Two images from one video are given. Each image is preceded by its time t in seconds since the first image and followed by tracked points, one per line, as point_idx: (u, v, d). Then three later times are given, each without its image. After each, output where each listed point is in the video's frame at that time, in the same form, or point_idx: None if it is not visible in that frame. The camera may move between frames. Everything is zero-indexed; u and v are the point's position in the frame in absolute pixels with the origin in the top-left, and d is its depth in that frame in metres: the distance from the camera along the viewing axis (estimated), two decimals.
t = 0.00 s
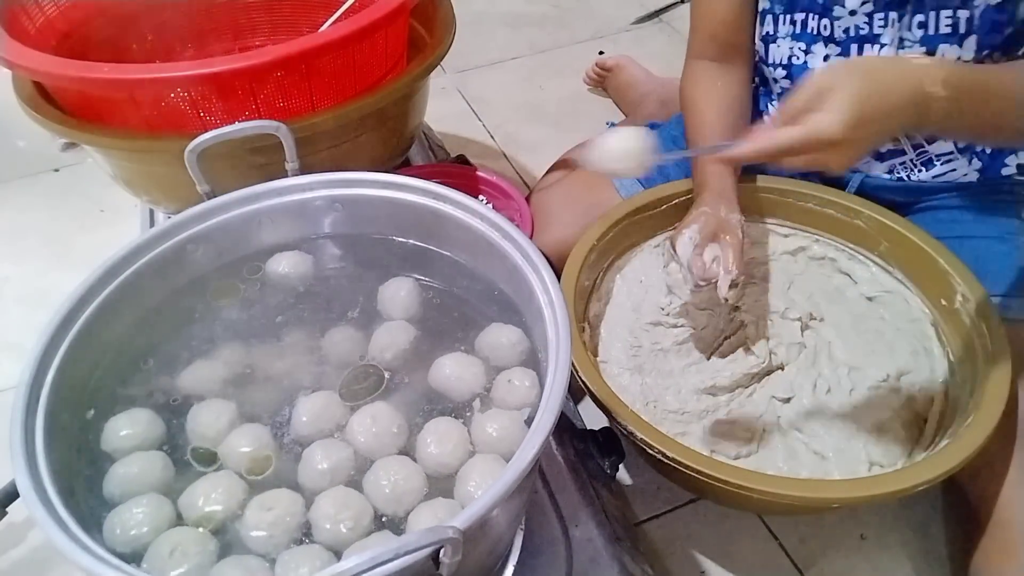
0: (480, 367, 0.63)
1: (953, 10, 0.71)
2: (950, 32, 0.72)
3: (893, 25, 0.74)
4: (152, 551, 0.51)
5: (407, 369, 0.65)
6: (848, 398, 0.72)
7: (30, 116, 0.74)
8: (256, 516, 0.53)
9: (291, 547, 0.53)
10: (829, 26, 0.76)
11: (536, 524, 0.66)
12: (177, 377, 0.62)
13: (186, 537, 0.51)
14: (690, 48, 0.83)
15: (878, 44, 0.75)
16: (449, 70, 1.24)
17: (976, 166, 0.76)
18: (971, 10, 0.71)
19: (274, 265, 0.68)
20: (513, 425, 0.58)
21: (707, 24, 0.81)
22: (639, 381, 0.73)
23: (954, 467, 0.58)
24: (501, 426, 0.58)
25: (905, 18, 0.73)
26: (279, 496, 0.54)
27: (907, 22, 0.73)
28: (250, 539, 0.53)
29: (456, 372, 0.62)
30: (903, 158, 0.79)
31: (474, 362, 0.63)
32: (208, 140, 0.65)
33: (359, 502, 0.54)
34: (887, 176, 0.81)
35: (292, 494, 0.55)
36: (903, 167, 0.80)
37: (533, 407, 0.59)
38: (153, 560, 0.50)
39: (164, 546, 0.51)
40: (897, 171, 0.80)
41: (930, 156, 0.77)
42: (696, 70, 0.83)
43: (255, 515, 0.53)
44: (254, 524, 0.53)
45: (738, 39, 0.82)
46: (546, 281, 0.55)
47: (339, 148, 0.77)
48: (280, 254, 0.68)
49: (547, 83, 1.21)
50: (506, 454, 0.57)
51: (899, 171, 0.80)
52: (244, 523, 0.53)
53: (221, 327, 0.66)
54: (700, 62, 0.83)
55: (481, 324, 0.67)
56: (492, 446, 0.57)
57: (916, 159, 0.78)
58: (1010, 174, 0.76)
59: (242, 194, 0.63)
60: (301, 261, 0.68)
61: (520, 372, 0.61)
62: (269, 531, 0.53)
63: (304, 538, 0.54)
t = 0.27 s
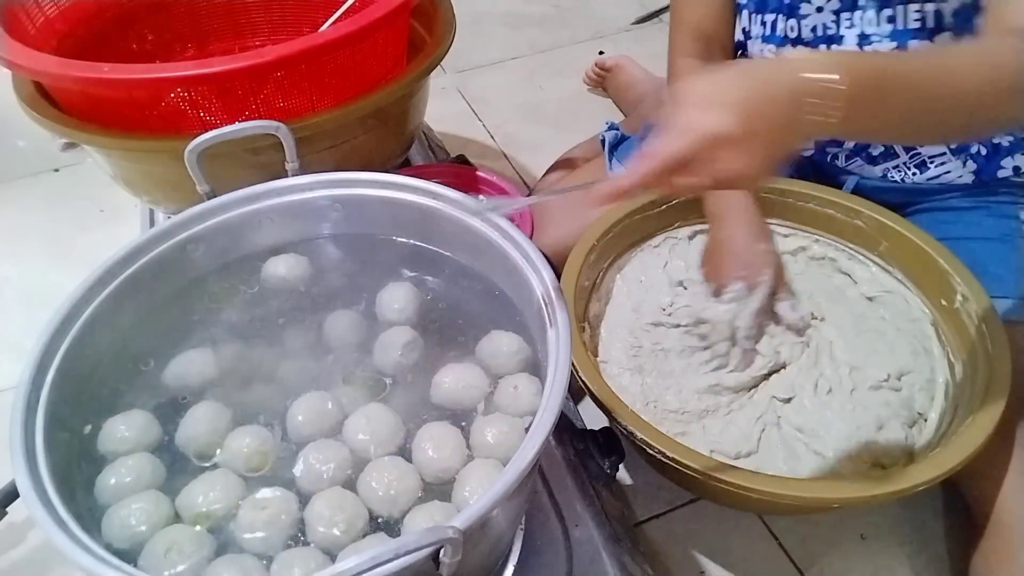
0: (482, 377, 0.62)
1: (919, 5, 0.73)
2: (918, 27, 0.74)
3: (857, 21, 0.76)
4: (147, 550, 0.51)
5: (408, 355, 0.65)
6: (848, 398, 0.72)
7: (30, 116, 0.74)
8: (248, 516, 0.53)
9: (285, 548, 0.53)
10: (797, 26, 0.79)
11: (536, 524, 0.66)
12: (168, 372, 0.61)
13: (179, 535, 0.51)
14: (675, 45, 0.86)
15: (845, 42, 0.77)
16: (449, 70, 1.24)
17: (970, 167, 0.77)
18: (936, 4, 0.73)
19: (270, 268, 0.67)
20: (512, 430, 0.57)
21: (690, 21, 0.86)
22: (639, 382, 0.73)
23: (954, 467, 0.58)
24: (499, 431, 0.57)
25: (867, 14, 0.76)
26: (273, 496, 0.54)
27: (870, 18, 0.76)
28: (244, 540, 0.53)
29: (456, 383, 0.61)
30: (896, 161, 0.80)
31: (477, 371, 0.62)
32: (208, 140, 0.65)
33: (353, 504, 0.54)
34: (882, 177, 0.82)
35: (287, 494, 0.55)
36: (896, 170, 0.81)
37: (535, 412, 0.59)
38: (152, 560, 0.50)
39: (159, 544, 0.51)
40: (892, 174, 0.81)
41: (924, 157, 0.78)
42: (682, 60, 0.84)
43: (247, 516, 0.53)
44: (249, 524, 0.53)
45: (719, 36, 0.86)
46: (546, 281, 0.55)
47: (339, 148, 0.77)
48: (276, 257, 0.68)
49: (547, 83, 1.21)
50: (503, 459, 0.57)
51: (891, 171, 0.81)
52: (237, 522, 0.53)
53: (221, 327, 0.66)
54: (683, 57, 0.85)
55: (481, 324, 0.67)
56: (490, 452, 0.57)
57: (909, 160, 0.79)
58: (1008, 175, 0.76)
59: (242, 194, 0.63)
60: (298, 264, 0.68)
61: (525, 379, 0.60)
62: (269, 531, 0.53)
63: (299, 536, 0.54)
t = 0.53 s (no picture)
0: (481, 383, 0.62)
1: (1003, 4, 0.72)
2: (995, 26, 0.73)
3: (933, 11, 0.74)
4: (144, 548, 0.51)
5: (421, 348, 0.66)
6: (848, 398, 0.72)
7: (30, 116, 0.74)
8: (249, 515, 0.53)
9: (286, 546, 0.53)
10: None
11: (536, 524, 0.66)
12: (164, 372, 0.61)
13: (177, 532, 0.52)
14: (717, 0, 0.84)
15: (912, 29, 0.75)
16: (449, 70, 1.24)
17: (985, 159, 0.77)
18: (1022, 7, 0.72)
19: (266, 271, 0.67)
20: (514, 435, 0.57)
21: None
22: (639, 382, 0.73)
23: (954, 467, 0.58)
24: (501, 433, 0.57)
25: (954, 6, 0.73)
26: (270, 494, 0.54)
27: (957, 11, 0.73)
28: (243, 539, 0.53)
29: (456, 395, 0.60)
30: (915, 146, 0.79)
31: (477, 382, 0.62)
32: (208, 141, 0.65)
33: (351, 503, 0.54)
34: (898, 165, 0.79)
35: (285, 491, 0.55)
36: (914, 156, 0.79)
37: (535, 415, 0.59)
38: (151, 559, 0.50)
39: (156, 542, 0.51)
40: (909, 160, 0.79)
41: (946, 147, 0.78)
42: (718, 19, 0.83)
43: (248, 515, 0.53)
44: (251, 523, 0.53)
45: None
46: (546, 281, 0.55)
47: (339, 148, 0.77)
48: (272, 261, 0.68)
49: (547, 83, 1.21)
50: (502, 460, 0.57)
51: (910, 160, 0.79)
52: (237, 521, 0.53)
53: (222, 327, 0.66)
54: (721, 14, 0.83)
55: (481, 324, 0.67)
56: (492, 454, 0.57)
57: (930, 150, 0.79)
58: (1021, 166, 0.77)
59: (242, 194, 0.63)
60: (294, 268, 0.68)
61: (526, 381, 0.60)
62: (268, 530, 0.53)
63: (298, 537, 0.54)
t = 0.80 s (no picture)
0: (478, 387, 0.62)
1: (1002, 5, 0.72)
2: (994, 26, 0.73)
3: (934, 12, 0.74)
4: (142, 545, 0.51)
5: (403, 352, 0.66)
6: (848, 398, 0.72)
7: (30, 116, 0.74)
8: (246, 517, 0.53)
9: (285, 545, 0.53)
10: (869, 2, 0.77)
11: (536, 524, 0.66)
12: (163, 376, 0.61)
13: (175, 530, 0.52)
14: (716, 8, 0.83)
15: (912, 30, 0.75)
16: (449, 70, 1.24)
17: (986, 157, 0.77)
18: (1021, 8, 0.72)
19: (262, 272, 0.67)
20: (514, 437, 0.57)
21: None
22: (639, 382, 0.73)
23: (955, 467, 0.58)
24: (502, 436, 0.57)
25: (954, 8, 0.73)
26: (267, 495, 0.54)
27: (957, 13, 0.73)
28: (239, 539, 0.53)
29: (455, 402, 0.60)
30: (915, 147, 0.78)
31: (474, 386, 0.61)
32: (208, 141, 0.66)
33: (348, 505, 0.54)
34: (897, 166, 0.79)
35: (283, 492, 0.55)
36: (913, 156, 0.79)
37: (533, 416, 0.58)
38: (150, 557, 0.50)
39: (153, 538, 0.51)
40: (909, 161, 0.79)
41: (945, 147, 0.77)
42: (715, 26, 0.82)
43: (243, 517, 0.53)
44: (247, 525, 0.53)
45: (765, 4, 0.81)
46: (546, 281, 0.55)
47: (339, 148, 0.77)
48: (268, 263, 0.68)
49: (547, 83, 1.21)
50: (501, 463, 0.57)
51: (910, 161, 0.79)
52: (235, 521, 0.53)
53: (223, 327, 0.66)
54: (719, 22, 0.82)
55: (482, 324, 0.67)
56: (492, 457, 0.57)
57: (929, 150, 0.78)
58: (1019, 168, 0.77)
59: (242, 194, 0.63)
60: (290, 267, 0.68)
61: (524, 384, 0.60)
62: (266, 530, 0.53)
63: (296, 539, 0.54)
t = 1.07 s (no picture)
0: (477, 390, 0.61)
1: (1000, 5, 0.72)
2: (992, 26, 0.72)
3: (932, 13, 0.74)
4: (139, 545, 0.51)
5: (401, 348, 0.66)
6: (848, 399, 0.72)
7: (30, 116, 0.74)
8: (244, 518, 0.53)
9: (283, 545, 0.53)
10: (866, 4, 0.77)
11: (536, 524, 0.66)
12: (163, 379, 0.61)
13: (173, 530, 0.52)
14: (714, 12, 0.83)
15: (911, 31, 0.75)
16: (449, 70, 1.24)
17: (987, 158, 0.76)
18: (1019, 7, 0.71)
19: (258, 274, 0.67)
20: (513, 440, 0.57)
21: None
22: (639, 381, 0.73)
23: (955, 467, 0.58)
24: (503, 439, 0.57)
25: (951, 9, 0.73)
26: (265, 495, 0.54)
27: (953, 13, 0.73)
28: (238, 539, 0.53)
29: (454, 405, 0.60)
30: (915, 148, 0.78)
31: (473, 390, 0.61)
32: (208, 140, 0.66)
33: (345, 507, 0.54)
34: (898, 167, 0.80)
35: (281, 492, 0.55)
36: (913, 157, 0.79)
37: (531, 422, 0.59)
38: (148, 557, 0.50)
39: (151, 539, 0.51)
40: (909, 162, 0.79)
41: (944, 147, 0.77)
42: (714, 33, 0.82)
43: (242, 517, 0.53)
44: (245, 526, 0.53)
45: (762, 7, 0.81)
46: (546, 281, 0.55)
47: (338, 148, 0.77)
48: (266, 263, 0.68)
49: (547, 83, 1.21)
50: (499, 466, 0.57)
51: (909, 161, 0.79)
52: (233, 522, 0.53)
53: (223, 327, 0.66)
54: (717, 27, 0.82)
55: (482, 325, 0.67)
56: (490, 459, 0.57)
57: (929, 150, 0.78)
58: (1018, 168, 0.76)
59: (242, 194, 0.63)
60: (287, 268, 0.68)
61: (525, 387, 0.60)
62: (265, 529, 0.53)
63: (293, 539, 0.54)
